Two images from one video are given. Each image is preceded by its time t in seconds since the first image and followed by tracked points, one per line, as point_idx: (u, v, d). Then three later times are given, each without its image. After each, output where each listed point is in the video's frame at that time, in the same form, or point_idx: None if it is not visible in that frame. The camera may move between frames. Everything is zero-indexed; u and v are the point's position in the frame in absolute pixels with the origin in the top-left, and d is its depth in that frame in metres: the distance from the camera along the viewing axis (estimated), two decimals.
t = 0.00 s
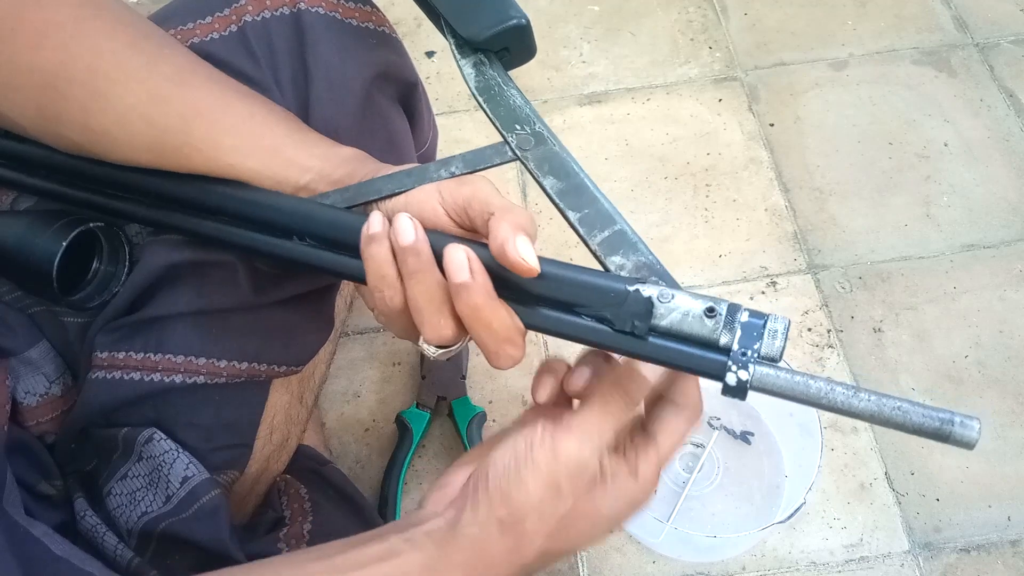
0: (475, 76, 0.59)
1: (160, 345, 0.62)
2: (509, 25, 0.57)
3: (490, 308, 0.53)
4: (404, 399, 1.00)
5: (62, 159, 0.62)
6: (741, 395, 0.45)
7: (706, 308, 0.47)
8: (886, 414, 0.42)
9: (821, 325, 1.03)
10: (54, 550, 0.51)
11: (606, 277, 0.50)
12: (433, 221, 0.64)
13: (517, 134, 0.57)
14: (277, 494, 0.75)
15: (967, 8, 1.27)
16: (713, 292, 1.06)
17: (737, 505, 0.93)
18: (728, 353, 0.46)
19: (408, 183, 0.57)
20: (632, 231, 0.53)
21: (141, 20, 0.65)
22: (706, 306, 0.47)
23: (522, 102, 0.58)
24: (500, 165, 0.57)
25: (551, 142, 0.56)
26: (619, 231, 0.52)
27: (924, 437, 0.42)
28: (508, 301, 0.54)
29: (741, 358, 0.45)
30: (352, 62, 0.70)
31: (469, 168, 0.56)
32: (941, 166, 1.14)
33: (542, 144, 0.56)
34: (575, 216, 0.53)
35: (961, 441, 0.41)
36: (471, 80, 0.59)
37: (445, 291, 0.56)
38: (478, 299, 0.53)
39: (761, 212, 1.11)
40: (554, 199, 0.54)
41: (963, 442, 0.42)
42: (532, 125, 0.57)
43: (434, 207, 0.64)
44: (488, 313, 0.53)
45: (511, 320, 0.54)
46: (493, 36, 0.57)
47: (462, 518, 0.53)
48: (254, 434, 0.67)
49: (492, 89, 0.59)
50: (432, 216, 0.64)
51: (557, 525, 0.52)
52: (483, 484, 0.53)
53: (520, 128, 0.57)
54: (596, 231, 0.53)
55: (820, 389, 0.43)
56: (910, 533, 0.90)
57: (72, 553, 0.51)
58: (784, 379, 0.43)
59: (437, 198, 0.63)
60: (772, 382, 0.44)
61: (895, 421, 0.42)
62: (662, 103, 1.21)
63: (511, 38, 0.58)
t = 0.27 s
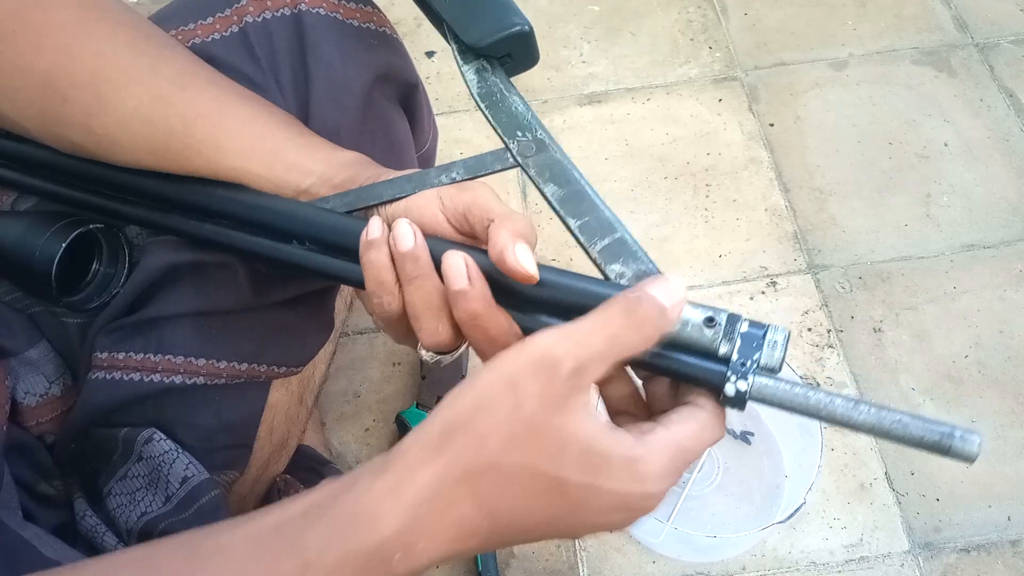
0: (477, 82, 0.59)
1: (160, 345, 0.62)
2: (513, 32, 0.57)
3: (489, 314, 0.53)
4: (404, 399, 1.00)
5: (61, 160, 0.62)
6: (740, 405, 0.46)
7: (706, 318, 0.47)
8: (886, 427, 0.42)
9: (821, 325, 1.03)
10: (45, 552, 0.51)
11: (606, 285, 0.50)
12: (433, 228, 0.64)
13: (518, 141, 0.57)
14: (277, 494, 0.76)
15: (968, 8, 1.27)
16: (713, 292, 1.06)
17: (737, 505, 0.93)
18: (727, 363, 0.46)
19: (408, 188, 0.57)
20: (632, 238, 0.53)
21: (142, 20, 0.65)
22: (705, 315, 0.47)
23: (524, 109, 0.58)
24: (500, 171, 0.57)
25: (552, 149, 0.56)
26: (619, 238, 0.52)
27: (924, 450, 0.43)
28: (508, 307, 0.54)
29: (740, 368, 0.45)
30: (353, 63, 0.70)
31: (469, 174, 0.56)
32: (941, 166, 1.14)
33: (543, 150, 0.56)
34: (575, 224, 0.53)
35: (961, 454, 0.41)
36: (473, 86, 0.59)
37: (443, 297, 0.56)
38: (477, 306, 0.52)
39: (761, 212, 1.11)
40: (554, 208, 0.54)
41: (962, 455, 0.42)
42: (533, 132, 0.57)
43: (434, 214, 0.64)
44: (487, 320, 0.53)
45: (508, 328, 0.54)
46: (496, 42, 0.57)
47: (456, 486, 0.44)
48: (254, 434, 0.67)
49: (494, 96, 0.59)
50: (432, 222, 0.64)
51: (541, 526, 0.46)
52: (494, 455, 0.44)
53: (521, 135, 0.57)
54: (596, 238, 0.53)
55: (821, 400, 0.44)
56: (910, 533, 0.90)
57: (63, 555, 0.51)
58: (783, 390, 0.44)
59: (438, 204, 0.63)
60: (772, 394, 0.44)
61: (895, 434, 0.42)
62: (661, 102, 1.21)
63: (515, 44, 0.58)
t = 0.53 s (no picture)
0: (473, 77, 0.59)
1: (159, 345, 0.62)
2: (507, 26, 0.57)
3: (486, 308, 0.53)
4: (404, 399, 1.00)
5: (58, 160, 0.61)
6: (739, 392, 0.46)
7: (703, 307, 0.47)
8: (883, 413, 0.42)
9: (821, 325, 1.03)
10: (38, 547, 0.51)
11: (603, 276, 0.50)
12: (431, 222, 0.64)
13: (515, 134, 0.57)
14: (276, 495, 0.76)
15: (968, 8, 1.27)
16: (712, 292, 1.06)
17: (737, 505, 0.93)
18: (726, 351, 0.46)
19: (406, 183, 0.57)
20: (629, 230, 0.53)
21: (141, 21, 0.65)
22: (703, 304, 0.47)
23: (520, 104, 0.58)
24: (498, 165, 0.57)
25: (549, 142, 0.57)
26: (617, 230, 0.52)
27: (922, 436, 0.42)
28: (506, 300, 0.54)
29: (739, 357, 0.46)
30: (351, 62, 0.70)
31: (466, 168, 0.56)
32: (942, 166, 1.14)
33: (540, 144, 0.57)
34: (573, 217, 0.53)
35: (959, 439, 0.41)
36: (469, 80, 0.59)
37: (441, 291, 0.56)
38: (474, 299, 0.52)
39: (761, 212, 1.11)
40: (552, 200, 0.54)
41: (961, 441, 0.42)
42: (530, 126, 0.57)
43: (432, 207, 0.64)
44: (484, 313, 0.53)
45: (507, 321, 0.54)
46: (491, 37, 0.57)
47: (460, 460, 0.42)
48: (254, 434, 0.67)
49: (489, 90, 0.59)
50: (430, 216, 0.64)
51: (540, 515, 0.44)
52: (500, 430, 0.42)
53: (518, 128, 0.57)
54: (593, 230, 0.53)
55: (818, 388, 0.43)
56: (910, 533, 0.90)
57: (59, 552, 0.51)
58: (782, 378, 0.44)
59: (434, 197, 0.63)
60: (770, 382, 0.44)
61: (893, 420, 0.42)
62: (661, 102, 1.21)
63: (509, 38, 0.58)
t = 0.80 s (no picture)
0: (474, 76, 0.59)
1: (160, 345, 0.62)
2: (508, 24, 0.57)
3: (489, 310, 0.53)
4: (404, 399, 1.00)
5: (58, 160, 0.61)
6: (740, 397, 0.45)
7: (705, 310, 0.47)
8: (884, 416, 0.42)
9: (821, 325, 1.03)
10: (42, 550, 0.50)
11: (604, 278, 0.50)
12: (434, 224, 0.64)
13: (516, 134, 0.57)
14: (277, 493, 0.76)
15: (968, 8, 1.27)
16: (713, 292, 1.06)
17: (737, 505, 0.93)
18: (727, 355, 0.46)
19: (406, 183, 0.57)
20: (631, 231, 0.53)
21: (141, 21, 0.65)
22: (705, 307, 0.47)
23: (521, 101, 0.58)
24: (499, 164, 0.57)
25: (550, 142, 0.56)
26: (618, 232, 0.52)
27: (922, 439, 0.42)
28: (508, 303, 0.54)
29: (740, 361, 0.45)
30: (352, 63, 0.70)
31: (467, 168, 0.56)
32: (941, 166, 1.14)
33: (541, 144, 0.56)
34: (574, 218, 0.53)
35: (959, 443, 0.41)
36: (470, 79, 0.59)
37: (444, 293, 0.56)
38: (478, 302, 0.53)
39: (761, 212, 1.11)
40: (553, 201, 0.54)
41: (960, 445, 0.42)
42: (531, 125, 0.57)
43: (434, 208, 0.64)
44: (487, 316, 0.54)
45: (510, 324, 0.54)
46: (492, 34, 0.57)
47: (454, 475, 0.44)
48: (254, 434, 0.67)
49: (490, 89, 0.59)
50: (432, 218, 0.64)
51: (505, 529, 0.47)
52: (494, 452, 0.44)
53: (519, 128, 0.57)
54: (595, 231, 0.53)
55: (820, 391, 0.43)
56: (910, 533, 0.90)
57: (61, 553, 0.51)
58: (783, 381, 0.44)
59: (436, 197, 0.63)
60: (771, 385, 0.44)
61: (893, 423, 0.42)
62: (661, 102, 1.21)
63: (510, 36, 0.58)
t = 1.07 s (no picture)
0: (475, 78, 0.59)
1: (160, 345, 0.62)
2: (509, 26, 0.57)
3: (491, 313, 0.54)
4: (404, 399, 1.00)
5: (58, 161, 0.61)
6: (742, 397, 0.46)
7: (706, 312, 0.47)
8: (884, 417, 0.42)
9: (821, 325, 1.03)
10: (42, 551, 0.51)
11: (606, 280, 0.50)
12: (435, 227, 0.64)
13: (517, 136, 0.57)
14: (277, 494, 0.75)
15: (968, 8, 1.27)
16: (713, 292, 1.06)
17: (737, 505, 0.93)
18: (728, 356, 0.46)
19: (409, 184, 0.57)
20: (632, 233, 0.53)
21: (141, 22, 0.65)
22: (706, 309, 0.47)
23: (521, 104, 0.58)
24: (501, 168, 0.56)
25: (551, 144, 0.56)
26: (619, 234, 0.52)
27: (922, 439, 0.42)
28: (511, 305, 0.54)
29: (741, 362, 0.46)
30: (351, 63, 0.70)
31: (468, 170, 0.56)
32: (942, 166, 1.14)
33: (542, 146, 0.56)
34: (575, 220, 0.53)
35: (958, 443, 0.41)
36: (470, 81, 0.59)
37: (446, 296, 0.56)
38: (480, 305, 0.53)
39: (761, 212, 1.11)
40: (554, 203, 0.54)
41: (960, 445, 0.42)
42: (532, 127, 0.57)
43: (435, 211, 0.63)
44: (489, 318, 0.54)
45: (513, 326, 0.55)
46: (493, 37, 0.57)
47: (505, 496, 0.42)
48: (254, 434, 0.67)
49: (491, 91, 0.59)
50: (434, 221, 0.64)
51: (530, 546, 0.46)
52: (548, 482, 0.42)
53: (519, 130, 0.57)
54: (596, 233, 0.53)
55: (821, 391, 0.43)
56: (910, 533, 0.90)
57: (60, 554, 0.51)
58: (783, 382, 0.44)
59: (437, 200, 0.63)
60: (771, 386, 0.44)
61: (893, 424, 0.42)
62: (661, 102, 1.21)
63: (511, 38, 0.58)
